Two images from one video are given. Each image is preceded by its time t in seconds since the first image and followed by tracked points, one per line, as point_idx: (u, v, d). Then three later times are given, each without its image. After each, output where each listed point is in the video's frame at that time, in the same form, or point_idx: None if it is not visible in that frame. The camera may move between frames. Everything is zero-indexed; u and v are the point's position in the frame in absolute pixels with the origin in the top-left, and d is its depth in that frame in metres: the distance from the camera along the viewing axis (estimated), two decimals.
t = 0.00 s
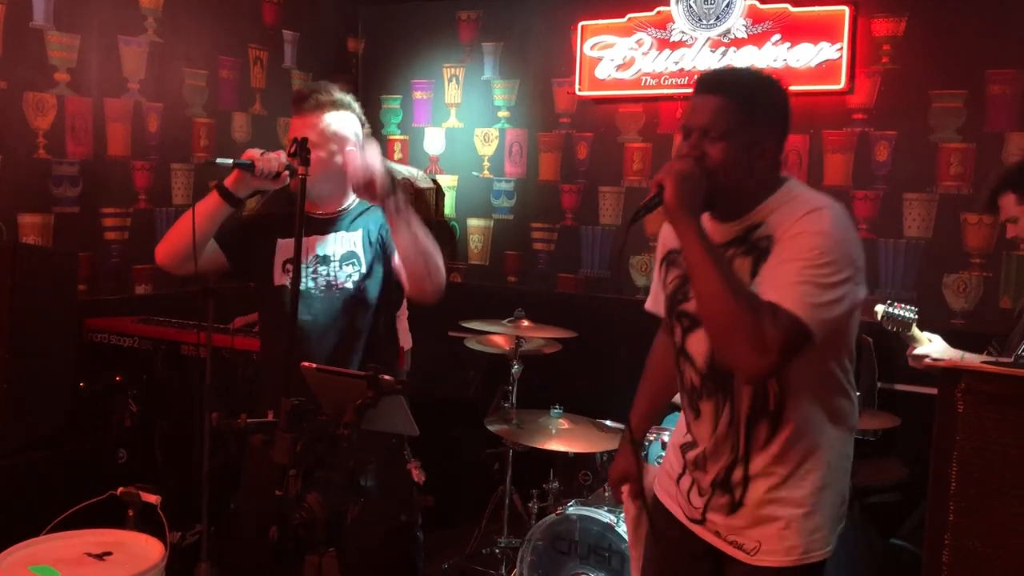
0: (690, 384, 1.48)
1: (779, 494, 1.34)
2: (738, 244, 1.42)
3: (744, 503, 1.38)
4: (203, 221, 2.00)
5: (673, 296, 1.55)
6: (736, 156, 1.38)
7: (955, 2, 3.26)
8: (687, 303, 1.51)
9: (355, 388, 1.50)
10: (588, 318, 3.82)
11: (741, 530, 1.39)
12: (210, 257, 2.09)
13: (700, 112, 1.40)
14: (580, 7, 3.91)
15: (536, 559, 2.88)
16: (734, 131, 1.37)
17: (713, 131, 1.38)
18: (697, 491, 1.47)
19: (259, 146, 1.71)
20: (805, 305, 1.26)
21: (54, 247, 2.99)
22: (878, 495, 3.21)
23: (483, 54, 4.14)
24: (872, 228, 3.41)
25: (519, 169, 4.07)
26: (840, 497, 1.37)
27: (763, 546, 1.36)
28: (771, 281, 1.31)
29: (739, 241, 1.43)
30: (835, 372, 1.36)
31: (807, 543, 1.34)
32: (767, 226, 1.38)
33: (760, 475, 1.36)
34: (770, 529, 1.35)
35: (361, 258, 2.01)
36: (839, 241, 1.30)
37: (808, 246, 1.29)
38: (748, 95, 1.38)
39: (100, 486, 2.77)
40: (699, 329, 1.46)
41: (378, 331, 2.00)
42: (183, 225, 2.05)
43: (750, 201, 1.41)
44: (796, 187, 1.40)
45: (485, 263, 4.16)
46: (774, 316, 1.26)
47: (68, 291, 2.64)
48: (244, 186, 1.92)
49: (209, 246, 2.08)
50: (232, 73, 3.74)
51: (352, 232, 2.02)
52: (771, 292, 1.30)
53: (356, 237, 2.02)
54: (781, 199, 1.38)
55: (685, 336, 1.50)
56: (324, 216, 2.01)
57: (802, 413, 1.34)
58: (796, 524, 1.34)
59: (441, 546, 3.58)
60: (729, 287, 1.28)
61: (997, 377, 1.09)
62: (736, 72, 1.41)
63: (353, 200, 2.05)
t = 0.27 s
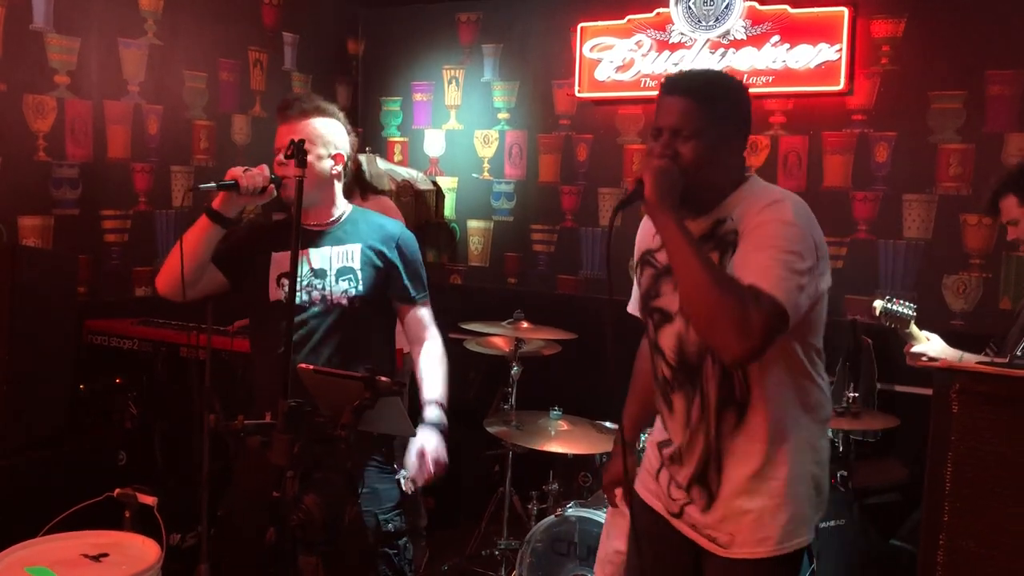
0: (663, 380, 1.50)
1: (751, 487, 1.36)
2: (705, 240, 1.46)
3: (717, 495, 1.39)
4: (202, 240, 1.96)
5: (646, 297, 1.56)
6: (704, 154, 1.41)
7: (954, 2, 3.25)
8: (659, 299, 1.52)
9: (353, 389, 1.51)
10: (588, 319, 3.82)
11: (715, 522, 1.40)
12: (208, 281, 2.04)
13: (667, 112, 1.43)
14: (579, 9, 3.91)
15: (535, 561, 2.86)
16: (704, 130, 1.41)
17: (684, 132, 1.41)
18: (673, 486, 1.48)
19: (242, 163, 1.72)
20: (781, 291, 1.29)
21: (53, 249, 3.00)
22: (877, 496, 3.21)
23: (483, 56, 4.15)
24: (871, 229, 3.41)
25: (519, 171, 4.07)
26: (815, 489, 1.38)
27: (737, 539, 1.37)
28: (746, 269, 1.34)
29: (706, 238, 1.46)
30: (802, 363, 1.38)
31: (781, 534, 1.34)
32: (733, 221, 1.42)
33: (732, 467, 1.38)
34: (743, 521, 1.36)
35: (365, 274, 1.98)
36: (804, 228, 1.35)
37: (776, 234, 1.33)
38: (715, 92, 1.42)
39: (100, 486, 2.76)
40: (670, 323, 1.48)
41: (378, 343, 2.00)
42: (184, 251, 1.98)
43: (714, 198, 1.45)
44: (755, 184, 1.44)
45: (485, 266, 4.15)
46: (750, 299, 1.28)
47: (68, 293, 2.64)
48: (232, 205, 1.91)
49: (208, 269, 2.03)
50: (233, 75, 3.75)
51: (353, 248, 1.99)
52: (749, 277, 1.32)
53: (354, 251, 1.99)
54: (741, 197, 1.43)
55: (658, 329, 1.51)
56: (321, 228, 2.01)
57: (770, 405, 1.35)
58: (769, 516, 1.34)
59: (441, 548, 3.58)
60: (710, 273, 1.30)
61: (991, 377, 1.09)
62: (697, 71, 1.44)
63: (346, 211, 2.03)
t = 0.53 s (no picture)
0: (644, 367, 1.51)
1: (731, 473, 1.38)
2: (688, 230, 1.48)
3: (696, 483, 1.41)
4: (197, 239, 1.91)
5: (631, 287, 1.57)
6: (696, 143, 1.43)
7: (956, 4, 3.26)
8: (642, 288, 1.53)
9: (355, 393, 1.51)
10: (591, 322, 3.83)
11: (692, 511, 1.42)
12: (199, 281, 1.98)
13: (661, 101, 1.44)
14: (581, 12, 3.91)
15: (538, 563, 2.84)
16: (699, 117, 1.43)
17: (679, 118, 1.43)
18: (650, 476, 1.49)
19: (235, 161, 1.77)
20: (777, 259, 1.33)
21: (58, 253, 3.01)
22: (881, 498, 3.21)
23: (485, 60, 4.16)
24: (874, 232, 3.41)
25: (522, 174, 4.09)
26: (792, 476, 1.41)
27: (715, 525, 1.39)
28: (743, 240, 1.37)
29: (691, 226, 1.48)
30: (783, 354, 1.40)
31: (758, 520, 1.37)
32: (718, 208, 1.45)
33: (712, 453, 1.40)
34: (721, 506, 1.38)
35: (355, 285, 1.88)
36: (790, 209, 1.39)
37: (767, 213, 1.37)
38: (706, 87, 1.45)
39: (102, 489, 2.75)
40: (655, 310, 1.49)
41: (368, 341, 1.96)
42: (178, 250, 1.92)
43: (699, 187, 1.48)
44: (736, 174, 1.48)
45: (487, 268, 4.18)
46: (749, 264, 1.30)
47: (72, 297, 2.65)
48: (224, 204, 1.90)
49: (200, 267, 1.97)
50: (236, 80, 3.76)
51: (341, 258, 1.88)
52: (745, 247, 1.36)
53: (341, 260, 1.88)
54: (726, 184, 1.47)
55: (641, 316, 1.53)
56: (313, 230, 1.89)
57: (751, 391, 1.38)
58: (748, 500, 1.37)
59: (445, 551, 3.58)
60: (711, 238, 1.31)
61: (991, 377, 1.09)
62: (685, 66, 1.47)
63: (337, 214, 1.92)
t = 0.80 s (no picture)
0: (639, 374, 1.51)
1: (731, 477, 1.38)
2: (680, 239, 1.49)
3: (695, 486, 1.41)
4: (192, 254, 1.94)
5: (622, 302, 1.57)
6: (688, 156, 1.44)
7: (961, 10, 3.26)
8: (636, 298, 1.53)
9: (361, 399, 1.51)
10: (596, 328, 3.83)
11: (693, 513, 1.42)
12: (198, 298, 2.00)
13: (652, 115, 1.44)
14: (586, 19, 3.93)
15: (544, 570, 2.78)
16: (691, 127, 1.43)
17: (672, 131, 1.42)
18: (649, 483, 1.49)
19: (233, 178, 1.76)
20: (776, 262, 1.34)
21: (65, 261, 3.02)
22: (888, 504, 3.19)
23: (490, 67, 4.17)
24: (879, 237, 3.41)
25: (527, 181, 4.10)
26: (791, 481, 1.41)
27: (716, 530, 1.39)
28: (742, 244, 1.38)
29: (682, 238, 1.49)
30: (777, 359, 1.41)
31: (759, 522, 1.37)
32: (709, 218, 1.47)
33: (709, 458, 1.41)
34: (722, 512, 1.38)
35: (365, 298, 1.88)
36: (780, 218, 1.42)
37: (761, 219, 1.40)
38: (695, 103, 1.44)
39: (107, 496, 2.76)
40: (648, 320, 1.50)
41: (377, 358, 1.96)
42: (177, 267, 1.95)
43: (691, 197, 1.49)
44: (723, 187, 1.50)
45: (493, 274, 4.19)
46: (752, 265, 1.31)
47: (80, 305, 2.66)
48: (221, 219, 1.91)
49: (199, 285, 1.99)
50: (242, 88, 3.77)
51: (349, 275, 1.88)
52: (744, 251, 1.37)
53: (348, 277, 1.88)
54: (715, 197, 1.49)
55: (633, 328, 1.53)
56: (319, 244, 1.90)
57: (749, 395, 1.38)
58: (749, 506, 1.37)
59: (451, 557, 3.59)
60: (714, 242, 1.31)
61: (998, 383, 1.09)
62: (670, 81, 1.48)
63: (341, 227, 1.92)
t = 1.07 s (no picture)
0: (641, 373, 1.51)
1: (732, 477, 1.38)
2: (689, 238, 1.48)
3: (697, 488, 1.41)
4: (182, 267, 1.91)
5: (629, 296, 1.56)
6: (702, 157, 1.44)
7: (966, 17, 3.26)
8: (643, 294, 1.52)
9: (368, 407, 1.52)
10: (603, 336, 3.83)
11: (694, 516, 1.41)
12: (192, 309, 1.97)
13: (665, 115, 1.44)
14: (592, 28, 3.94)
15: None
16: (705, 130, 1.43)
17: (687, 132, 1.43)
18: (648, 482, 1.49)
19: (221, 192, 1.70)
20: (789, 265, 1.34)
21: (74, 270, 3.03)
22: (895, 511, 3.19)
23: (497, 76, 4.19)
24: (886, 244, 3.41)
25: (534, 189, 4.10)
26: (792, 484, 1.41)
27: (716, 530, 1.39)
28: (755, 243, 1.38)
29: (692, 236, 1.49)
30: (780, 362, 1.42)
31: (761, 523, 1.37)
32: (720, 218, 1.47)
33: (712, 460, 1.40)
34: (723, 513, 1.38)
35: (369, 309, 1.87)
36: (791, 220, 1.42)
37: (775, 220, 1.40)
38: (709, 105, 1.44)
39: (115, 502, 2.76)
40: (652, 318, 1.49)
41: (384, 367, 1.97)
42: (166, 278, 1.92)
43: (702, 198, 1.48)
44: (733, 188, 1.50)
45: (500, 282, 4.19)
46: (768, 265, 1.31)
47: (89, 313, 2.67)
48: (209, 234, 1.87)
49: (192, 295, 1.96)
50: (250, 97, 3.79)
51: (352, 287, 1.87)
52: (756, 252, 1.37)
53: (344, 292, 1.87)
54: (725, 198, 1.48)
55: (638, 324, 1.52)
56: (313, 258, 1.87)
57: (753, 396, 1.39)
58: (750, 506, 1.37)
59: (458, 566, 3.58)
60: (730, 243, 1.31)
61: (1006, 387, 1.04)
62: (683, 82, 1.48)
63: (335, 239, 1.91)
